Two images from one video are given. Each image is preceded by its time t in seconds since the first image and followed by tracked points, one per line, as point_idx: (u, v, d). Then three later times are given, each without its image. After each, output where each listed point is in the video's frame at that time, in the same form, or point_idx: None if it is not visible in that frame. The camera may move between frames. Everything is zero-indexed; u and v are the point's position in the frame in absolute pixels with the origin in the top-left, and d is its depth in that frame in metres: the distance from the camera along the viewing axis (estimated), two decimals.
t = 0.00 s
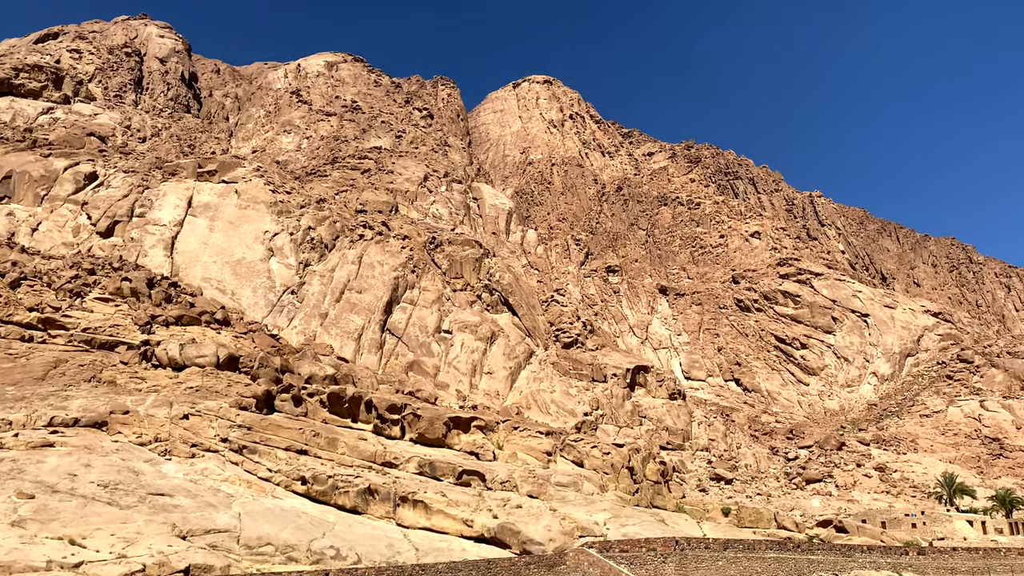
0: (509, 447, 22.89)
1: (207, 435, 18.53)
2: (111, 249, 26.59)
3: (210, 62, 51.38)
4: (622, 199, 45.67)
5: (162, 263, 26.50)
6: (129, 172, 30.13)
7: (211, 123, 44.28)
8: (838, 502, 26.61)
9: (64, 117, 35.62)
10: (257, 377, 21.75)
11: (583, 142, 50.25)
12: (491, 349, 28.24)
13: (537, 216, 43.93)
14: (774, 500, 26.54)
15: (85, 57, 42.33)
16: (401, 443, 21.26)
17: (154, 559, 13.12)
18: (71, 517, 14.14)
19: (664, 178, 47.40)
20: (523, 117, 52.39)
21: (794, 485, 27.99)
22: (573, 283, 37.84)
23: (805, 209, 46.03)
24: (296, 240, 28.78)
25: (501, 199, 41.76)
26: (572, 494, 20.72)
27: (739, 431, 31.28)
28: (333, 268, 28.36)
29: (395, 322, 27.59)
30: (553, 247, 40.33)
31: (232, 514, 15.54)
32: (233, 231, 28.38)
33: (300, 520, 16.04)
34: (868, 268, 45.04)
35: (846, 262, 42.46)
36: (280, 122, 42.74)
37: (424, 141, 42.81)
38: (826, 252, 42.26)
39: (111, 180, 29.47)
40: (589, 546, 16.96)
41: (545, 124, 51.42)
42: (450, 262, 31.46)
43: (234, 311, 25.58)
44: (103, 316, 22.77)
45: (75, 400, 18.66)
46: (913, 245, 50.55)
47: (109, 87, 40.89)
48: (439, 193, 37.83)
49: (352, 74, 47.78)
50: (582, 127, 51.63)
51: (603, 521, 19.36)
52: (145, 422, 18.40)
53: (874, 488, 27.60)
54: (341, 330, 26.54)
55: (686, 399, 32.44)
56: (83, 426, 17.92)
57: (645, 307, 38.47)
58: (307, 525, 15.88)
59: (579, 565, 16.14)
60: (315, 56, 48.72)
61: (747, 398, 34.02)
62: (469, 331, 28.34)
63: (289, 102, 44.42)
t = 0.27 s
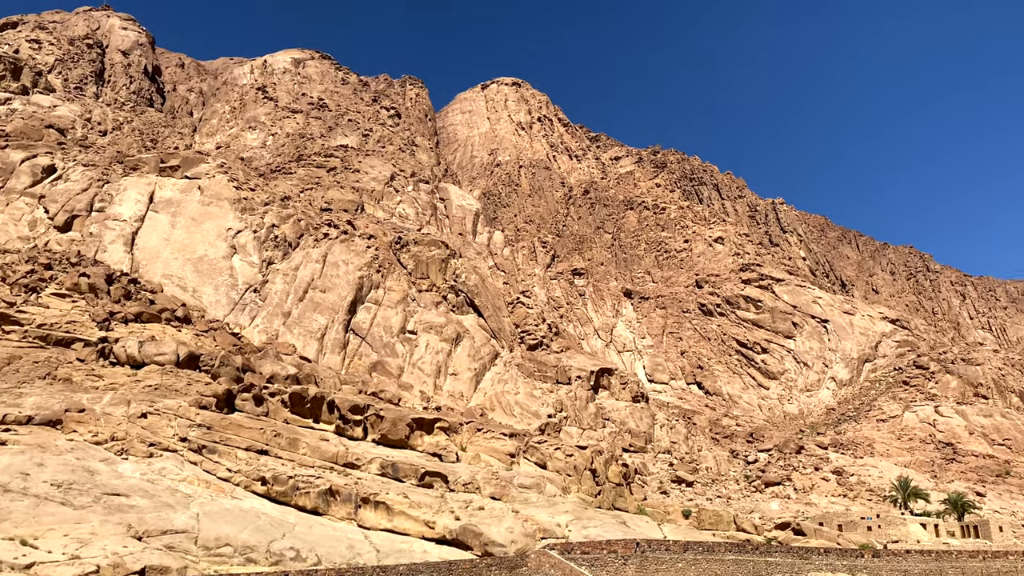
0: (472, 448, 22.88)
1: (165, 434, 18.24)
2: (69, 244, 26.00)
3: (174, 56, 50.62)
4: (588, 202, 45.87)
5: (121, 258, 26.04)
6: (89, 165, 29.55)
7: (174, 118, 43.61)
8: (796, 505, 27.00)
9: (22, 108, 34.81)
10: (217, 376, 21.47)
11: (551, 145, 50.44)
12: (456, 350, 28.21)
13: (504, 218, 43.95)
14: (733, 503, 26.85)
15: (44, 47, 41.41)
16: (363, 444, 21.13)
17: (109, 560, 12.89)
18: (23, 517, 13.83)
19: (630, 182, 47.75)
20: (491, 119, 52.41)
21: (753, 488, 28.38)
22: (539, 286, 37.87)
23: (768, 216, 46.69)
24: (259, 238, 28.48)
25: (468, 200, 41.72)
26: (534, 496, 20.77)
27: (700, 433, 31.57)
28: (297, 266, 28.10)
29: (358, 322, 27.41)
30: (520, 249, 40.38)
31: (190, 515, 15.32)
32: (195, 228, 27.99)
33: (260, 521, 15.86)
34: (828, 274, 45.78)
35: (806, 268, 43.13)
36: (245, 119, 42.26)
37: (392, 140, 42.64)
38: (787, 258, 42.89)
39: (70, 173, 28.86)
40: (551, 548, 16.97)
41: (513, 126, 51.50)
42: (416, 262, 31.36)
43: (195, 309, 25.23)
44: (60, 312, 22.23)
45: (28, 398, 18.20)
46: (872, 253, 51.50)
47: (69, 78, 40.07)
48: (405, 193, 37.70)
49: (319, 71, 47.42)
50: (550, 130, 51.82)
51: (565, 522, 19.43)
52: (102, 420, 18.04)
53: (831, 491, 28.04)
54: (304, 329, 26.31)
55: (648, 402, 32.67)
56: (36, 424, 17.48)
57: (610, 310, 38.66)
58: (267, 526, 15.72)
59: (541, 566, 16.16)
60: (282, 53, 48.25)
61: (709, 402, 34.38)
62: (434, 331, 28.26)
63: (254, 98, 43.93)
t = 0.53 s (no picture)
0: (440, 449, 22.84)
1: (128, 433, 17.97)
2: (31, 238, 25.38)
3: (142, 50, 49.88)
4: (559, 205, 45.97)
5: (85, 254, 25.59)
6: (52, 159, 28.98)
7: (141, 112, 42.97)
8: (761, 507, 27.29)
9: None
10: (182, 374, 21.18)
11: (523, 147, 50.52)
12: (425, 351, 28.14)
13: (475, 219, 43.90)
14: (699, 505, 27.06)
15: (8, 38, 40.56)
16: (330, 444, 20.99)
17: (68, 561, 12.66)
18: None
19: (601, 185, 47.97)
20: (464, 120, 52.34)
21: (719, 490, 28.62)
22: (509, 286, 37.83)
23: (736, 221, 47.21)
24: (227, 235, 28.17)
25: (439, 200, 41.62)
26: (502, 497, 20.78)
27: (667, 435, 31.77)
28: (265, 264, 27.84)
29: (327, 322, 27.23)
30: (491, 250, 40.36)
31: (152, 515, 15.10)
32: (161, 224, 27.61)
33: (224, 522, 15.68)
34: (795, 279, 46.35)
35: (773, 273, 43.66)
36: (214, 114, 41.77)
37: (363, 139, 42.42)
38: (754, 263, 43.38)
39: (33, 167, 28.28)
40: (517, 550, 16.91)
41: (485, 127, 51.48)
42: (386, 262, 31.22)
43: (160, 306, 24.89)
44: (20, 308, 21.72)
45: None
46: (838, 259, 52.26)
47: (33, 70, 39.28)
48: (376, 192, 37.52)
49: (290, 68, 47.03)
50: (521, 132, 51.90)
51: (532, 524, 19.48)
52: (62, 419, 17.70)
53: (795, 494, 28.36)
54: (271, 328, 26.07)
55: (616, 404, 32.82)
56: None
57: (580, 311, 38.76)
58: (231, 527, 15.55)
59: (507, 568, 16.16)
60: (253, 49, 47.77)
61: (676, 404, 34.59)
62: (403, 332, 28.17)
63: (224, 94, 43.43)
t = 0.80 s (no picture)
0: (410, 450, 22.76)
1: (93, 431, 17.71)
2: None
3: (112, 43, 49.18)
4: (533, 206, 46.01)
5: (51, 249, 25.16)
6: (18, 152, 28.45)
7: (111, 106, 42.37)
8: (729, 508, 27.52)
9: None
10: (150, 372, 20.91)
11: (497, 148, 50.56)
12: (397, 351, 28.05)
13: (449, 219, 43.82)
14: (668, 506, 27.23)
15: None
16: (299, 444, 20.84)
17: (29, 562, 12.44)
18: None
19: (575, 187, 48.13)
20: (438, 119, 52.24)
21: (688, 491, 28.78)
22: (482, 287, 37.75)
23: (707, 224, 47.62)
24: (197, 232, 27.86)
25: (413, 199, 41.51)
26: (472, 498, 20.75)
27: (637, 437, 31.93)
28: (235, 262, 27.58)
29: (297, 321, 27.03)
30: (464, 250, 40.31)
31: (117, 515, 14.89)
32: (130, 220, 27.23)
33: (190, 522, 15.50)
34: (765, 283, 46.83)
35: (743, 276, 44.10)
36: (185, 109, 41.30)
37: (336, 137, 42.18)
38: (725, 266, 43.78)
39: None
40: (488, 551, 16.66)
41: (460, 127, 51.44)
42: (358, 261, 31.07)
43: (127, 303, 24.56)
44: None
45: None
46: (807, 263, 52.87)
47: None
48: (349, 191, 37.32)
49: (263, 64, 46.66)
50: (496, 132, 51.92)
51: (501, 525, 19.45)
52: (26, 417, 17.39)
53: (763, 495, 28.66)
54: (241, 327, 25.82)
55: (588, 405, 32.94)
56: None
57: (553, 313, 38.83)
58: (197, 527, 15.38)
59: (476, 567, 15.76)
60: (226, 44, 47.30)
61: (647, 405, 34.77)
62: (375, 332, 28.06)
63: (196, 89, 42.96)
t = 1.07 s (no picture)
0: (382, 449, 22.68)
1: (59, 429, 17.45)
2: None
3: (82, 35, 48.44)
4: (507, 206, 46.00)
5: (17, 243, 24.75)
6: None
7: (80, 99, 41.71)
8: (699, 509, 27.75)
9: None
10: (117, 369, 20.62)
11: (472, 147, 50.52)
12: (369, 350, 27.95)
13: (423, 218, 43.69)
14: (639, 506, 27.40)
15: None
16: (269, 443, 20.68)
17: None
18: None
19: (549, 188, 48.22)
20: (413, 117, 52.07)
21: (658, 491, 28.93)
22: (456, 286, 37.66)
23: (680, 227, 47.96)
24: (167, 227, 27.53)
25: (387, 198, 41.35)
26: (443, 498, 20.72)
27: (609, 437, 32.08)
28: (206, 258, 27.29)
29: (269, 318, 26.81)
30: (438, 249, 40.22)
31: (81, 514, 14.66)
32: (99, 214, 26.84)
33: (157, 521, 15.31)
34: (736, 285, 47.24)
35: (715, 279, 44.47)
36: (157, 103, 40.78)
37: (310, 134, 41.90)
38: (697, 268, 44.11)
39: None
40: (458, 551, 16.81)
41: (435, 126, 51.31)
42: (331, 259, 30.89)
43: (95, 299, 24.21)
44: None
45: None
46: (778, 266, 53.42)
47: None
48: (322, 188, 37.10)
49: (237, 59, 46.22)
50: (471, 132, 51.89)
51: (473, 525, 19.46)
52: None
53: (732, 496, 28.93)
54: (211, 324, 25.56)
55: (560, 405, 33.02)
56: None
57: (526, 313, 38.87)
58: (164, 526, 15.19)
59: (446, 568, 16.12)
60: (199, 38, 46.79)
61: (619, 406, 34.92)
62: (347, 330, 27.92)
63: (167, 83, 42.43)
